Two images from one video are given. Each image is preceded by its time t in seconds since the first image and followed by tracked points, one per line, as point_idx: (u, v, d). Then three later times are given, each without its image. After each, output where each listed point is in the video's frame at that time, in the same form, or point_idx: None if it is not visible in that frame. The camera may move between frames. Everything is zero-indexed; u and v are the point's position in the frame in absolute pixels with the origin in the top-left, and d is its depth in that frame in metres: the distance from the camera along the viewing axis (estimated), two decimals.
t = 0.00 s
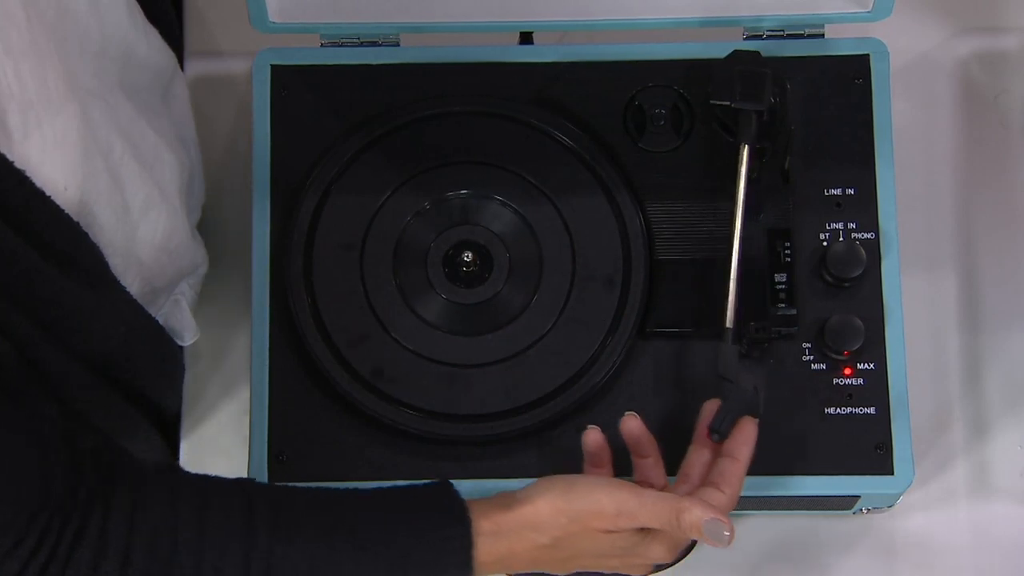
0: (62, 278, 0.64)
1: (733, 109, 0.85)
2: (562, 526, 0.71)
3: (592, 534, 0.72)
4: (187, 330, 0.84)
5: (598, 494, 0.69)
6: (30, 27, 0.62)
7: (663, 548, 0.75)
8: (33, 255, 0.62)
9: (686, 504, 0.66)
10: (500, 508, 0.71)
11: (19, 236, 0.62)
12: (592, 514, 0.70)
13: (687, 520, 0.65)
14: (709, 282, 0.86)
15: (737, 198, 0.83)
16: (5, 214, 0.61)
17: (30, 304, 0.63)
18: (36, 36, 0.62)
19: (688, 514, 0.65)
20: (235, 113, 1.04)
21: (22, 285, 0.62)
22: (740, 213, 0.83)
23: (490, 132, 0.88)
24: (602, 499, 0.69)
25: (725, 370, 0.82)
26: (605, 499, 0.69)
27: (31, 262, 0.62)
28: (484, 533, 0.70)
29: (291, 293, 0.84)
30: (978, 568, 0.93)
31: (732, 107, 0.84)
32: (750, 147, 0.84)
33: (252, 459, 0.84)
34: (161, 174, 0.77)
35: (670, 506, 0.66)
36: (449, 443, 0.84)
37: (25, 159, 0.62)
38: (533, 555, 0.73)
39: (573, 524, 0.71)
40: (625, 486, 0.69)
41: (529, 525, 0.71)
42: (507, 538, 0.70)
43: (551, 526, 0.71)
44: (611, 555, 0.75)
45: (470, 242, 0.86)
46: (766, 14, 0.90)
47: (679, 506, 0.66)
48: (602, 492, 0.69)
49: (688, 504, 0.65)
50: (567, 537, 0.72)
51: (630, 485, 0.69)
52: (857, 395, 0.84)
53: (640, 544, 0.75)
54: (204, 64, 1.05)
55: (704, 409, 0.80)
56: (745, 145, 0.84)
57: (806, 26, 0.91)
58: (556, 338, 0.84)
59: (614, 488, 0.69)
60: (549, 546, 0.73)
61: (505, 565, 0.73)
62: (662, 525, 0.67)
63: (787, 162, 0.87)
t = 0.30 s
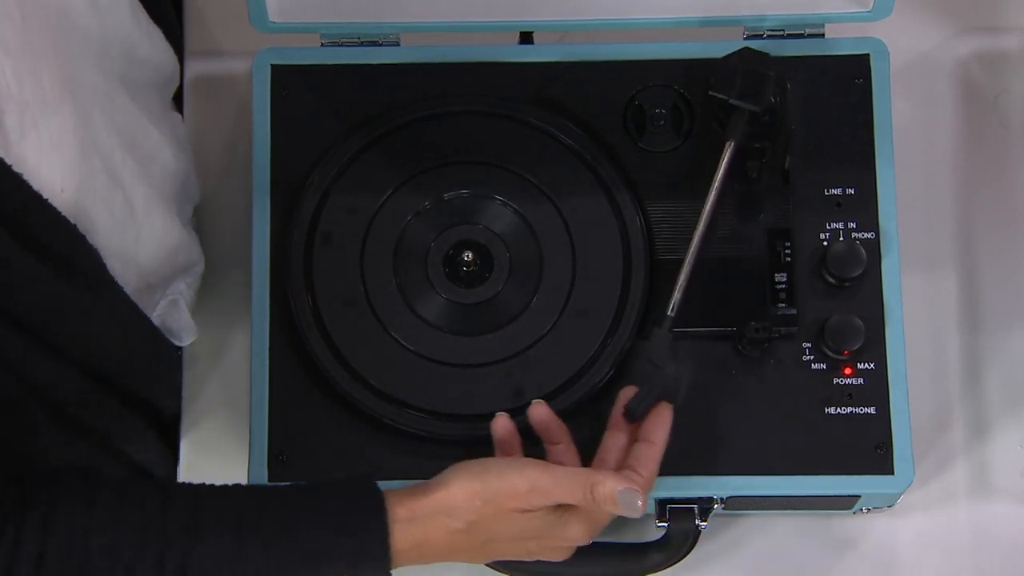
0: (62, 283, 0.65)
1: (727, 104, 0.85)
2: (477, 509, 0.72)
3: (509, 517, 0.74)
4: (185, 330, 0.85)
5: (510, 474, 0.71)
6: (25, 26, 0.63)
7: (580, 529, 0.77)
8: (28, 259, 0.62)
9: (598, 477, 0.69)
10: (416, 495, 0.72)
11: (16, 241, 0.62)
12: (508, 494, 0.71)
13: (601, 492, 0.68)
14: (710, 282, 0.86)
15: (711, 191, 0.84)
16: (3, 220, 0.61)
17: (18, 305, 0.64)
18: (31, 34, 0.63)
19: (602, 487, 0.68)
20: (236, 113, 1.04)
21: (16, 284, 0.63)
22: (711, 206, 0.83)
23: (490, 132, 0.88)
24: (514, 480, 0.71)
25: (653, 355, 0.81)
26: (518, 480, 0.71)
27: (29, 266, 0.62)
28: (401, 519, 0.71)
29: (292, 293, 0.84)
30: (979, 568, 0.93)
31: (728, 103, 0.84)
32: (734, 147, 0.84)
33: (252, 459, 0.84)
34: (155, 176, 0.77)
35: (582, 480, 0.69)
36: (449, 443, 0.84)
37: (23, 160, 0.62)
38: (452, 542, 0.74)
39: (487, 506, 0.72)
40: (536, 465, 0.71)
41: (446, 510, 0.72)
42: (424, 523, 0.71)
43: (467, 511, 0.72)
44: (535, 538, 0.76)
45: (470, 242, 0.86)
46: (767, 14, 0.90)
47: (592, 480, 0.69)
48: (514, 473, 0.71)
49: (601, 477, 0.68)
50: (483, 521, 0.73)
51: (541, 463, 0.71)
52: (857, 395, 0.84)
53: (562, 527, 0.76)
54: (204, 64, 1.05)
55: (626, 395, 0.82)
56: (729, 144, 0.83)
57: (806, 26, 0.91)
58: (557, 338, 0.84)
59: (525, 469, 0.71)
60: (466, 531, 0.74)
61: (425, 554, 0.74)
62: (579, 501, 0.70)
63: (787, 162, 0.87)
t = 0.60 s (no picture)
0: (61, 282, 0.64)
1: (726, 103, 0.85)
2: (458, 521, 0.72)
3: (489, 529, 0.74)
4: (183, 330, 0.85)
5: (493, 489, 0.71)
6: (32, 23, 0.63)
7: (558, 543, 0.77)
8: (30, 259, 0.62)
9: (581, 500, 0.69)
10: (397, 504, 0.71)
11: (18, 240, 0.62)
12: (489, 509, 0.71)
13: (583, 516, 0.68)
14: (709, 283, 0.86)
15: (710, 185, 0.85)
16: (5, 218, 0.61)
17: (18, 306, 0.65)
18: (36, 29, 0.63)
19: (583, 510, 0.68)
20: (235, 113, 1.04)
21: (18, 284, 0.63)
22: (708, 203, 0.84)
23: (490, 132, 0.88)
24: (497, 495, 0.71)
25: (645, 353, 0.82)
26: (500, 495, 0.71)
27: (31, 266, 0.63)
28: (382, 528, 0.71)
29: (292, 293, 0.84)
30: (979, 568, 0.93)
31: (728, 102, 0.84)
32: (734, 147, 0.85)
33: (252, 460, 0.84)
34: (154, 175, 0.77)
35: (565, 502, 0.69)
36: (449, 443, 0.84)
37: (28, 159, 0.62)
38: (431, 550, 0.74)
39: (470, 518, 0.72)
40: (520, 481, 0.71)
41: (428, 520, 0.72)
42: (405, 533, 0.71)
43: (448, 521, 0.72)
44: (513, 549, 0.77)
45: (470, 241, 0.86)
46: (767, 14, 0.90)
47: (575, 503, 0.69)
48: (497, 488, 0.71)
49: (584, 501, 0.68)
50: (464, 531, 0.74)
51: (524, 480, 0.71)
52: (857, 396, 0.84)
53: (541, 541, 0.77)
54: (204, 64, 1.05)
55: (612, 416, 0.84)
56: (727, 144, 0.84)
57: (806, 26, 0.91)
58: (557, 338, 0.84)
59: (508, 484, 0.71)
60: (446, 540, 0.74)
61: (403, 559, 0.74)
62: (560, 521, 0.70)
63: (787, 162, 0.87)
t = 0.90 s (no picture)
0: (62, 282, 0.65)
1: (726, 103, 0.85)
2: (478, 561, 0.71)
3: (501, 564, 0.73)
4: (184, 330, 0.84)
5: (516, 528, 0.70)
6: (35, 22, 0.64)
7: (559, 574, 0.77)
8: (30, 259, 0.62)
9: (602, 535, 0.71)
10: (417, 545, 0.69)
11: (20, 239, 0.62)
12: (512, 550, 0.71)
13: (604, 550, 0.70)
14: (709, 283, 0.86)
15: (710, 185, 0.85)
16: (5, 217, 0.61)
17: (19, 306, 0.64)
18: (39, 29, 0.64)
19: (610, 546, 0.70)
20: (235, 112, 1.04)
21: (19, 284, 0.63)
22: (708, 203, 0.84)
23: (490, 132, 0.88)
24: (520, 534, 0.70)
25: (645, 353, 0.82)
26: (524, 534, 0.70)
27: (31, 266, 0.62)
28: (399, 569, 0.68)
29: (292, 293, 0.84)
30: (979, 568, 0.93)
31: (728, 102, 0.84)
32: (734, 146, 0.85)
33: (252, 460, 0.84)
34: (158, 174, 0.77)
35: (586, 536, 0.71)
36: (449, 443, 0.84)
37: (29, 159, 0.63)
38: None
39: (487, 557, 0.71)
40: (543, 519, 0.70)
41: (447, 562, 0.70)
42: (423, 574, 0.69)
43: (466, 563, 0.71)
44: None
45: (470, 242, 0.86)
46: (768, 14, 0.90)
47: (596, 538, 0.70)
48: (520, 526, 0.70)
49: (606, 536, 0.70)
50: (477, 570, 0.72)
51: (544, 516, 0.71)
52: (857, 396, 0.84)
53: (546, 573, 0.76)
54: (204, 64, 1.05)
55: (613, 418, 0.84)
56: (728, 144, 0.84)
57: (806, 26, 0.91)
58: (557, 337, 0.84)
59: (532, 522, 0.70)
60: None
61: None
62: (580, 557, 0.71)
63: (787, 162, 0.87)
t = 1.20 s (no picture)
0: (62, 278, 0.64)
1: (726, 103, 0.85)
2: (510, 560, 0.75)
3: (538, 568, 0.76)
4: (184, 330, 0.84)
5: (546, 529, 0.73)
6: (35, 20, 0.64)
7: None
8: (30, 255, 0.62)
9: (631, 537, 0.71)
10: (449, 536, 0.75)
11: (20, 236, 0.62)
12: (543, 550, 0.73)
13: (635, 551, 0.70)
14: (709, 283, 0.86)
15: (710, 185, 0.85)
16: (6, 214, 0.61)
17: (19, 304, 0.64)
18: (39, 27, 0.64)
19: (639, 546, 0.70)
20: (235, 112, 1.04)
21: (20, 283, 0.63)
22: (708, 203, 0.84)
23: (490, 132, 0.88)
24: (550, 535, 0.73)
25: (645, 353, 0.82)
26: (553, 535, 0.73)
27: (32, 263, 0.62)
28: (430, 566, 0.74)
29: (291, 293, 0.84)
30: (979, 568, 0.93)
31: (728, 101, 0.85)
32: (734, 146, 0.85)
33: (252, 460, 0.84)
34: (156, 174, 0.77)
35: (616, 538, 0.71)
36: (449, 443, 0.84)
37: (29, 157, 0.63)
38: None
39: (517, 558, 0.75)
40: (571, 521, 0.73)
41: (480, 558, 0.75)
42: (458, 567, 0.74)
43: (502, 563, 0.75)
44: None
45: (470, 242, 0.86)
46: (768, 14, 0.91)
47: (626, 539, 0.71)
48: (549, 528, 0.73)
49: (635, 537, 0.70)
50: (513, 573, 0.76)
51: (575, 520, 0.73)
52: (857, 396, 0.84)
53: None
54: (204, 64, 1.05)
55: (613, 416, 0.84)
56: (728, 144, 0.84)
57: (806, 26, 0.91)
58: (556, 337, 0.84)
59: (561, 525, 0.73)
60: None
61: None
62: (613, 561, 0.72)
63: (787, 162, 0.87)
